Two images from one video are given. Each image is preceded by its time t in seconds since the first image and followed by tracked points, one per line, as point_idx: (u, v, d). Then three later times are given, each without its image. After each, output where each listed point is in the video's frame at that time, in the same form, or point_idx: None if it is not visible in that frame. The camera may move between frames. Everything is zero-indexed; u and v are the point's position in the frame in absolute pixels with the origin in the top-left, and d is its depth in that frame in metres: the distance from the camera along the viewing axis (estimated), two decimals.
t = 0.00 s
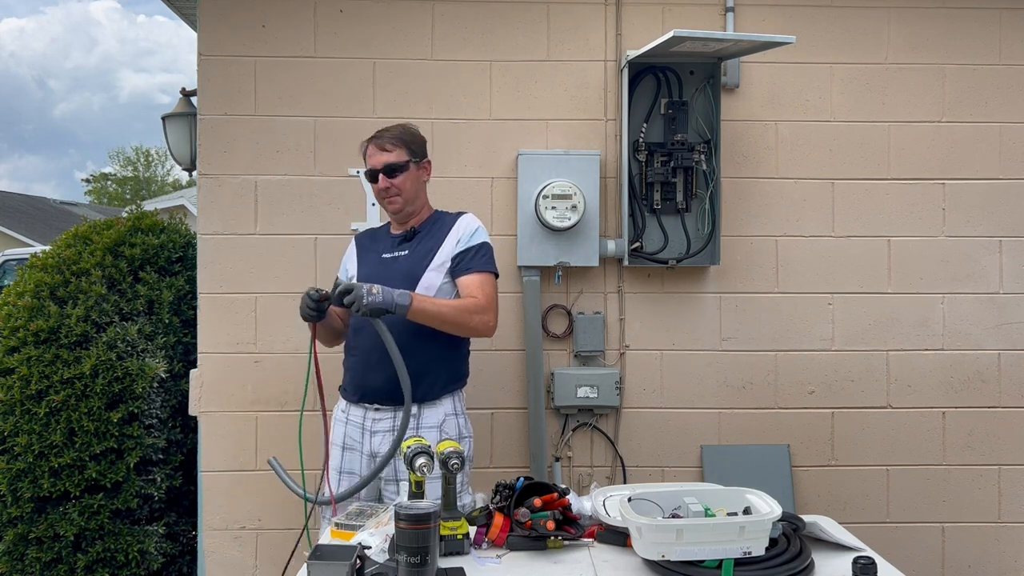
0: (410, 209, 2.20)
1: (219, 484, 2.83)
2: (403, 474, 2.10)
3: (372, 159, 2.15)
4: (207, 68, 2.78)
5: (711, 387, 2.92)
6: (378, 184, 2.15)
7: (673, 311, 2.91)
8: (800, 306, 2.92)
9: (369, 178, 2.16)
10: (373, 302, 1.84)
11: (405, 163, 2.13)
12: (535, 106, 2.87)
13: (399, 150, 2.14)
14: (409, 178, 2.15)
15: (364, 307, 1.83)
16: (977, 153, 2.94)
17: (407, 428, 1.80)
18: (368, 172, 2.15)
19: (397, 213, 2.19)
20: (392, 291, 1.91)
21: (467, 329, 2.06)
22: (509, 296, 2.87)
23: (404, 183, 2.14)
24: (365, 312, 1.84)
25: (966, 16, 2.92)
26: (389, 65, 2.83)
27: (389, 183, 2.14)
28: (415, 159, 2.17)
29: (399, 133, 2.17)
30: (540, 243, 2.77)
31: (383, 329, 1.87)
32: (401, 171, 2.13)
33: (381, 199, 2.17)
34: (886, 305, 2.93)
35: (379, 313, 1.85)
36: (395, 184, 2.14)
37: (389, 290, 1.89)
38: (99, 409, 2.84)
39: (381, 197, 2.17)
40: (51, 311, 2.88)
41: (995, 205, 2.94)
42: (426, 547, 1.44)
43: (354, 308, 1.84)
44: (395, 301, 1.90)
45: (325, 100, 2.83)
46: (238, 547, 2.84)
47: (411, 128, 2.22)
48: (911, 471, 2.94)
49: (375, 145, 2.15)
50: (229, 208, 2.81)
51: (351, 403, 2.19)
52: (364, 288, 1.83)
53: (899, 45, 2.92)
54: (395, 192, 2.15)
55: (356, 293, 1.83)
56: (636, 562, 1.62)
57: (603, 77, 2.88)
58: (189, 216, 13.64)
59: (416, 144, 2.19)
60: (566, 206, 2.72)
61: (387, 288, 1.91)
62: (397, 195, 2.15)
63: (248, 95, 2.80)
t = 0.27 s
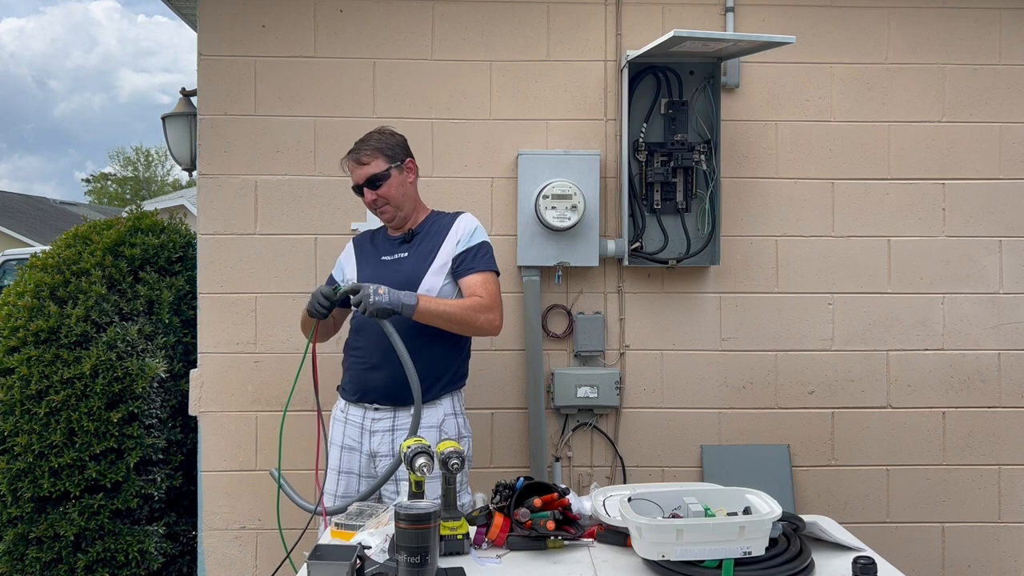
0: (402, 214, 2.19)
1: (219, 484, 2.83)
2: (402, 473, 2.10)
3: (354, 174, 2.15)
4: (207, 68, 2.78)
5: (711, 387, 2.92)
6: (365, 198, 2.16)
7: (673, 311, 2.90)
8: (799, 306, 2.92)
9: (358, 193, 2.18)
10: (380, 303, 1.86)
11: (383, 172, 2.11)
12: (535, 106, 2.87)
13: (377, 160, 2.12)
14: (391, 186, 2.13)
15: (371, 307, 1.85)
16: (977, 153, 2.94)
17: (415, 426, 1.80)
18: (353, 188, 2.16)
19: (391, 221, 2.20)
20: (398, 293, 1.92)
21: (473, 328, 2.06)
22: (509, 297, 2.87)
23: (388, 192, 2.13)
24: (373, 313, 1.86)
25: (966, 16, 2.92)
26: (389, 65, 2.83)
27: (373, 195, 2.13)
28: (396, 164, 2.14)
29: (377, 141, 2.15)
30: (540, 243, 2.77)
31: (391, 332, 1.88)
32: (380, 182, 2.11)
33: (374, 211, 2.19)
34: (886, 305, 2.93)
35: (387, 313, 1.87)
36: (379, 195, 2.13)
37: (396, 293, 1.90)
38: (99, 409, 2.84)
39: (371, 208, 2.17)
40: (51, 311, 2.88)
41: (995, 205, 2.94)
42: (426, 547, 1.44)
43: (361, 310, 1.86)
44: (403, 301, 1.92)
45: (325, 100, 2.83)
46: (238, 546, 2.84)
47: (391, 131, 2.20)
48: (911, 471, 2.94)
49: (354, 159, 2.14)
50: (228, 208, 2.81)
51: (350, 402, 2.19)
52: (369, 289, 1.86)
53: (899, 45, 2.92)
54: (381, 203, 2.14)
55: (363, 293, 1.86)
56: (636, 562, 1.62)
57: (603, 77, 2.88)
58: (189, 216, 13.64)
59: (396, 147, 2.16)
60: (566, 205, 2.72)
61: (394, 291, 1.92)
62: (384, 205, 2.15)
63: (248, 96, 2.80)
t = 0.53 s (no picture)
0: (399, 215, 2.19)
1: (219, 484, 2.83)
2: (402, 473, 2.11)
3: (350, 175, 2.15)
4: (207, 68, 2.78)
5: (711, 387, 2.91)
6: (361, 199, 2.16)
7: (673, 311, 2.90)
8: (799, 306, 2.92)
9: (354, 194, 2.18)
10: (382, 304, 1.86)
11: (380, 174, 2.11)
12: (535, 106, 2.87)
13: (373, 160, 2.11)
14: (388, 187, 2.13)
15: (373, 307, 1.84)
16: (977, 153, 2.94)
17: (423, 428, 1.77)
18: (349, 189, 2.16)
19: (387, 222, 2.20)
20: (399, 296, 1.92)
21: (475, 329, 2.07)
22: (509, 297, 2.87)
23: (384, 193, 2.13)
24: (376, 313, 1.85)
25: (966, 16, 2.92)
26: (389, 65, 2.83)
27: (368, 197, 2.13)
28: (392, 165, 2.14)
29: (373, 141, 2.14)
30: (540, 243, 2.77)
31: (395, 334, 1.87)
32: (376, 184, 2.11)
33: (370, 211, 2.19)
34: (886, 305, 2.93)
35: (390, 314, 1.87)
36: (375, 197, 2.13)
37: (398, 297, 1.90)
38: (99, 409, 2.84)
39: (367, 209, 2.17)
40: (51, 311, 2.88)
41: (995, 205, 2.94)
42: (426, 547, 1.44)
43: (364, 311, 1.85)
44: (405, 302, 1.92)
45: (325, 100, 2.83)
46: (238, 546, 2.84)
47: (386, 131, 2.19)
48: (911, 471, 2.94)
49: (350, 160, 2.13)
50: (228, 208, 2.81)
51: (349, 403, 2.18)
52: (372, 291, 1.85)
53: (899, 45, 2.92)
54: (378, 204, 2.14)
55: (365, 296, 1.85)
56: (636, 562, 1.62)
57: (603, 77, 2.88)
58: (189, 216, 13.64)
59: (393, 147, 2.15)
60: (566, 206, 2.72)
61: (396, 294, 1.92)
62: (381, 206, 2.15)
63: (248, 96, 2.80)
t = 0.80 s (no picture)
0: (399, 216, 2.19)
1: (219, 484, 2.83)
2: (400, 473, 2.11)
3: (354, 172, 2.14)
4: (208, 68, 2.78)
5: (711, 387, 2.91)
6: (363, 197, 2.15)
7: (673, 311, 2.90)
8: (799, 306, 2.92)
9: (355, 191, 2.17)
10: (382, 306, 1.86)
11: (385, 174, 2.11)
12: (535, 106, 2.87)
13: (379, 160, 2.11)
14: (392, 187, 2.12)
15: (373, 310, 1.84)
16: (977, 153, 2.94)
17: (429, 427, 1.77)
18: (351, 186, 2.15)
19: (387, 221, 2.19)
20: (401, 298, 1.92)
21: (476, 330, 2.07)
22: (509, 297, 2.87)
23: (387, 193, 2.13)
24: (377, 315, 1.85)
25: (966, 16, 2.92)
26: (389, 65, 2.83)
27: (372, 196, 2.13)
28: (398, 166, 2.14)
29: (379, 140, 2.14)
30: (540, 243, 2.77)
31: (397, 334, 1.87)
32: (380, 183, 2.11)
33: (370, 210, 2.19)
34: (886, 305, 2.93)
35: (390, 316, 1.87)
36: (378, 196, 2.12)
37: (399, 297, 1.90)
38: (99, 409, 2.84)
39: (368, 208, 2.17)
40: (51, 311, 2.88)
41: (995, 205, 2.94)
42: (426, 547, 1.44)
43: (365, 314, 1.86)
44: (407, 304, 1.91)
45: (325, 100, 2.83)
46: (238, 546, 2.84)
47: (392, 131, 2.19)
48: (911, 471, 2.94)
49: (355, 157, 2.12)
50: (228, 208, 2.81)
51: (345, 403, 2.18)
52: (372, 293, 1.86)
53: (899, 45, 2.92)
54: (380, 204, 2.14)
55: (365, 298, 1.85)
56: (636, 562, 1.62)
57: (603, 77, 2.88)
58: (189, 216, 13.64)
59: (399, 148, 2.15)
60: (566, 206, 2.72)
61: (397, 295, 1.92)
62: (383, 206, 2.15)
63: (248, 96, 2.80)
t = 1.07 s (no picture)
0: (399, 215, 2.19)
1: (220, 484, 2.83)
2: (400, 473, 2.11)
3: (358, 168, 2.14)
4: (208, 68, 2.78)
5: (711, 387, 2.91)
6: (365, 194, 2.15)
7: (673, 311, 2.90)
8: (799, 306, 2.92)
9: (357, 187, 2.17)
10: (380, 307, 1.87)
11: (389, 172, 2.11)
12: (535, 106, 2.87)
13: (384, 158, 2.11)
14: (395, 185, 2.13)
15: (371, 312, 1.86)
16: (977, 153, 2.94)
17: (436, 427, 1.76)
18: (354, 182, 2.15)
19: (387, 220, 2.19)
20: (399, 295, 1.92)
21: (476, 326, 2.06)
22: (509, 297, 2.87)
23: (390, 191, 2.13)
24: (375, 319, 1.86)
25: (966, 16, 2.92)
26: (389, 65, 2.83)
27: (374, 192, 2.13)
28: (402, 165, 2.14)
29: (385, 138, 2.14)
30: (540, 243, 2.77)
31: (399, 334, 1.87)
32: (385, 181, 2.11)
33: (371, 207, 2.18)
34: (886, 305, 2.93)
35: (389, 317, 1.87)
36: (381, 193, 2.12)
37: (396, 295, 1.91)
38: (99, 409, 2.83)
39: (369, 205, 2.17)
40: (51, 311, 2.88)
41: (995, 205, 2.94)
42: (426, 547, 1.44)
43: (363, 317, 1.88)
44: (405, 302, 1.92)
45: (325, 100, 2.83)
46: (238, 546, 2.84)
47: (398, 130, 2.19)
48: (911, 471, 2.94)
49: (359, 153, 2.12)
50: (228, 208, 2.81)
51: (344, 404, 2.18)
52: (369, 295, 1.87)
53: (899, 45, 2.92)
54: (383, 201, 2.14)
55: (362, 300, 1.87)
56: (636, 562, 1.62)
57: (603, 77, 2.88)
58: (189, 216, 13.65)
59: (404, 147, 2.16)
60: (566, 206, 2.72)
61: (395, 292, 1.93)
62: (385, 203, 2.15)
63: (248, 95, 2.80)
